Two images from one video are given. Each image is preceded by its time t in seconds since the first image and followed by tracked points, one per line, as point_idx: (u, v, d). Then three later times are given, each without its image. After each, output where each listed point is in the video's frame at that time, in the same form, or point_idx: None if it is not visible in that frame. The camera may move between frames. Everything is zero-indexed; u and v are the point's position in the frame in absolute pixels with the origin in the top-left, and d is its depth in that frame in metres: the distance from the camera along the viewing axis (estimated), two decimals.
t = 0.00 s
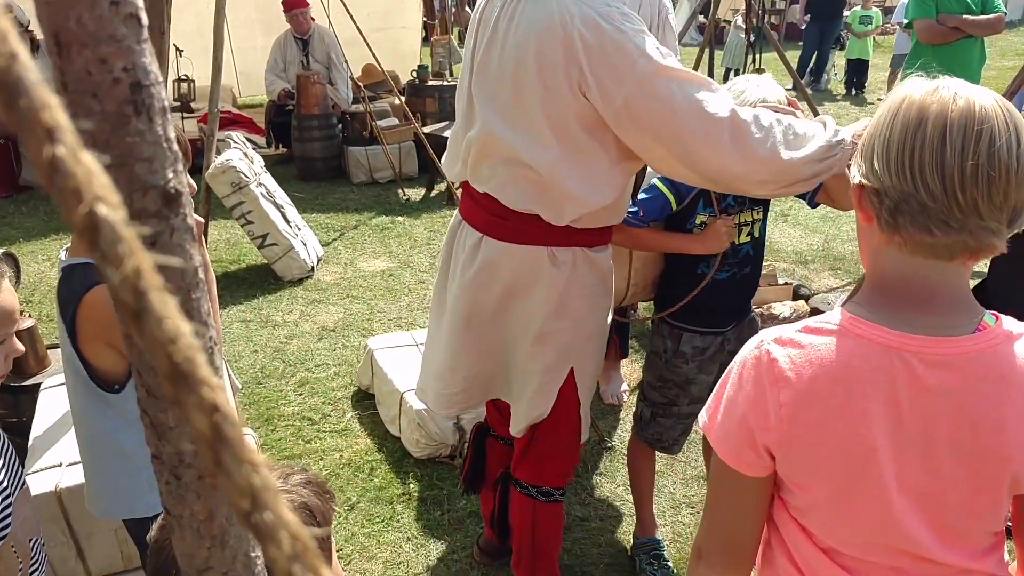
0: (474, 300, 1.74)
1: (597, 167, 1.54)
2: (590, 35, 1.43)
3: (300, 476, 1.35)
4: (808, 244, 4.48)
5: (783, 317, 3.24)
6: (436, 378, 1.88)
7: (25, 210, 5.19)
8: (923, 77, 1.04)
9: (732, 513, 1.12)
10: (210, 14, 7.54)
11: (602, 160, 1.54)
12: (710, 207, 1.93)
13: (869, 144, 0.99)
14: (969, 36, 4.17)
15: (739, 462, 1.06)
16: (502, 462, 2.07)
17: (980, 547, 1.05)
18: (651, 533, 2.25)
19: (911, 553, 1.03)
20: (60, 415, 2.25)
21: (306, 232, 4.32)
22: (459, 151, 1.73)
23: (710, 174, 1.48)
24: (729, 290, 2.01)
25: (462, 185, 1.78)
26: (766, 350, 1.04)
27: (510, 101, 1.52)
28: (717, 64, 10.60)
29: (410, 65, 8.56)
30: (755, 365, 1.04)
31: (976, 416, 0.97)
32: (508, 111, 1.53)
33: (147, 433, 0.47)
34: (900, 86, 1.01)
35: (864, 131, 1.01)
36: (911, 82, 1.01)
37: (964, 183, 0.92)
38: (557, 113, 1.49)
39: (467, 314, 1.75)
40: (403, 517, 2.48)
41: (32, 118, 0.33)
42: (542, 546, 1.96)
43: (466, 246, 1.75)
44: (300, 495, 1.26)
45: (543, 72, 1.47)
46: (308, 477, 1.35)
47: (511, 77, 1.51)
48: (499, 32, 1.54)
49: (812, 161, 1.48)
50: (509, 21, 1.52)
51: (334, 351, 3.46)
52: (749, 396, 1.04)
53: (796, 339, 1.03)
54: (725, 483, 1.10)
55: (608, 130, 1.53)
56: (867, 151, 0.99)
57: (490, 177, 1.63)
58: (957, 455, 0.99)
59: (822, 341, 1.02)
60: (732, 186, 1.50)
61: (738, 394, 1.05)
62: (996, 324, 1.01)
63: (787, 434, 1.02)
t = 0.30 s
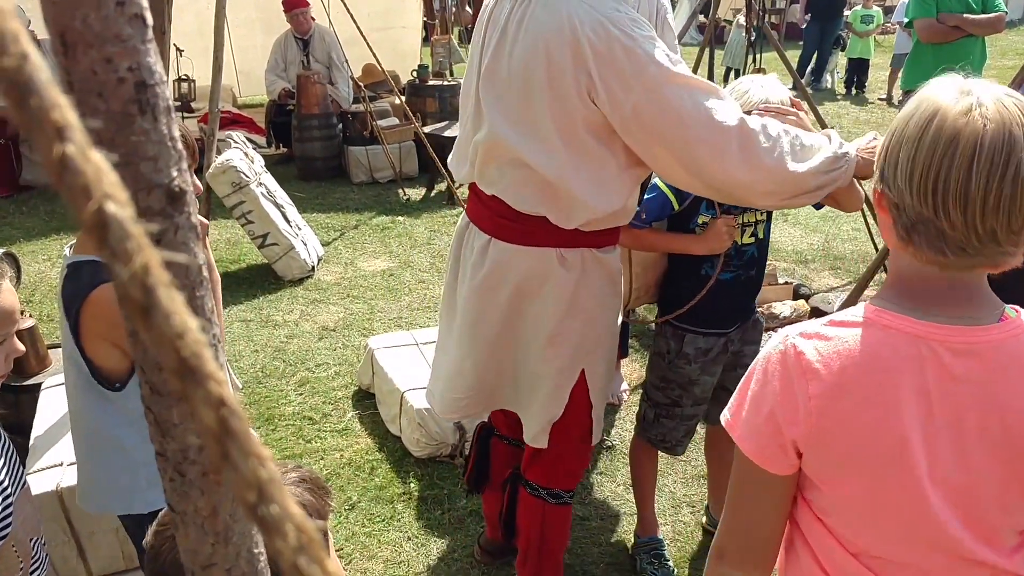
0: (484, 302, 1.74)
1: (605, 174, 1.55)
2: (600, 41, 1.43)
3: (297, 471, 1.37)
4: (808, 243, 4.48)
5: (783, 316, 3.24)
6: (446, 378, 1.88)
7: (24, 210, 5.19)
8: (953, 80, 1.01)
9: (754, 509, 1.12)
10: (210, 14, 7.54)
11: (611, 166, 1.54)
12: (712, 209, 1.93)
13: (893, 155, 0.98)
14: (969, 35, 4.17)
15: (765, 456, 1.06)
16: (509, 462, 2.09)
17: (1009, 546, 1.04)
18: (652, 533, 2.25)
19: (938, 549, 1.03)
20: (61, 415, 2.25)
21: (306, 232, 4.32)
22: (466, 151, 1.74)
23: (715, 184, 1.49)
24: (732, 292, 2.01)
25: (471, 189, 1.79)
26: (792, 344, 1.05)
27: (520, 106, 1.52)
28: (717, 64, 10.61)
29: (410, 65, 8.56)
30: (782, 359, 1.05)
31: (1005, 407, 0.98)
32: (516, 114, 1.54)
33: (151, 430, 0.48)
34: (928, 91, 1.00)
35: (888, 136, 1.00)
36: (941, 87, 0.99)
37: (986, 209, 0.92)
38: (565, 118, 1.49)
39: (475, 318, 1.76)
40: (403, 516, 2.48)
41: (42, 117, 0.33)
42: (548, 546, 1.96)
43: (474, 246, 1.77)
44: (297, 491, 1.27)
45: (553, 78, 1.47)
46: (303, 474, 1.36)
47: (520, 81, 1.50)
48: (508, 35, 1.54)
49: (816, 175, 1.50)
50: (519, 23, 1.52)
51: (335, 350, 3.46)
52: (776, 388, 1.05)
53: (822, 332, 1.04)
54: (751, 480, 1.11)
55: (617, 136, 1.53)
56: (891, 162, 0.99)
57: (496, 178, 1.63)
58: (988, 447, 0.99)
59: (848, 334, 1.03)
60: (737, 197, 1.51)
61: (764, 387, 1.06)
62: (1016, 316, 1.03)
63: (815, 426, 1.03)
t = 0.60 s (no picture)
0: (480, 299, 1.76)
1: (597, 176, 1.55)
2: (595, 44, 1.42)
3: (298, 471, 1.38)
4: (809, 242, 4.48)
5: (784, 315, 3.24)
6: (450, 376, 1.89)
7: (26, 210, 5.20)
8: (975, 105, 1.00)
9: (766, 503, 1.13)
10: (211, 14, 7.54)
11: (602, 169, 1.54)
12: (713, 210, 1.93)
13: (909, 194, 0.99)
14: (970, 34, 4.17)
15: (776, 446, 1.07)
16: (509, 461, 2.09)
17: None
18: (653, 532, 2.25)
19: (951, 540, 1.03)
20: (62, 415, 2.25)
21: (307, 232, 4.32)
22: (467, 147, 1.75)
23: (706, 192, 1.48)
24: (735, 292, 2.02)
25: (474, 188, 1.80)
26: (805, 334, 1.07)
27: (515, 106, 1.53)
28: (718, 63, 10.61)
29: (410, 64, 8.56)
30: (793, 349, 1.06)
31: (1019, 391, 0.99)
32: (511, 114, 1.54)
33: (153, 427, 0.47)
34: (951, 121, 0.98)
35: (906, 164, 1.00)
36: (964, 118, 0.98)
37: (993, 265, 0.96)
38: (558, 119, 1.49)
39: (474, 314, 1.77)
40: (404, 516, 2.49)
41: (47, 113, 0.33)
42: (548, 543, 1.96)
43: (472, 243, 1.79)
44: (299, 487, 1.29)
45: (548, 80, 1.47)
46: (302, 472, 1.37)
47: (515, 79, 1.51)
48: (507, 34, 1.54)
49: (811, 185, 1.48)
50: (518, 23, 1.52)
51: (336, 350, 3.47)
52: (787, 378, 1.06)
53: (834, 322, 1.07)
54: (763, 473, 1.11)
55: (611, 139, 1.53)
56: (905, 199, 1.00)
57: (494, 173, 1.65)
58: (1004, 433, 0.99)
59: (858, 324, 1.05)
60: (727, 206, 1.50)
61: (775, 375, 1.07)
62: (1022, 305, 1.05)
63: (826, 413, 1.03)
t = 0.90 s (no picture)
0: (469, 292, 1.79)
1: (592, 174, 1.55)
2: (591, 41, 1.42)
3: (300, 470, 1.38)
4: (809, 241, 4.48)
5: (785, 314, 3.24)
6: (446, 375, 1.89)
7: (26, 210, 5.20)
8: (973, 111, 1.00)
9: (766, 505, 1.13)
10: (211, 14, 7.53)
11: (597, 166, 1.54)
12: (720, 209, 1.92)
13: (907, 202, 0.99)
14: (970, 34, 4.17)
15: (774, 444, 1.07)
16: (506, 460, 2.09)
17: None
18: (654, 531, 2.24)
19: (956, 535, 1.03)
20: (63, 415, 2.25)
21: (307, 232, 4.32)
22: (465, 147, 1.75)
23: (704, 190, 1.48)
24: (743, 292, 2.01)
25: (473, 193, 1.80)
26: (803, 336, 1.07)
27: (511, 104, 1.53)
28: (717, 62, 10.60)
29: (410, 64, 8.56)
30: (792, 350, 1.07)
31: (1016, 385, 0.99)
32: (507, 111, 1.54)
33: (155, 426, 0.47)
34: (950, 128, 0.98)
35: (904, 169, 1.00)
36: (962, 125, 0.98)
37: (989, 270, 0.97)
38: (553, 117, 1.50)
39: (466, 307, 1.80)
40: (405, 515, 2.49)
41: (45, 111, 0.33)
42: (547, 544, 1.96)
43: (464, 240, 1.82)
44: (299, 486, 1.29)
45: (544, 78, 1.48)
46: (304, 471, 1.37)
47: (511, 76, 1.51)
48: (505, 33, 1.54)
49: (811, 180, 1.45)
50: (515, 22, 1.53)
51: (336, 350, 3.47)
52: (786, 377, 1.06)
53: (830, 322, 1.07)
54: (764, 474, 1.11)
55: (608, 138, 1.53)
56: (903, 207, 1.00)
57: (492, 173, 1.65)
58: (1002, 428, 1.00)
59: (855, 323, 1.05)
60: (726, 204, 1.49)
61: (773, 374, 1.07)
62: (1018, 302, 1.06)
63: (824, 410, 1.03)
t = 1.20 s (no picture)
0: (466, 292, 1.80)
1: (591, 175, 1.55)
2: (593, 43, 1.42)
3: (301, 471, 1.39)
4: (808, 241, 4.49)
5: (784, 314, 3.25)
6: (442, 374, 1.89)
7: (25, 209, 5.20)
8: (963, 109, 1.00)
9: (762, 507, 1.13)
10: (210, 14, 7.53)
11: (596, 167, 1.54)
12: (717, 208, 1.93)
13: (897, 200, 0.99)
14: (968, 33, 4.18)
15: (771, 446, 1.07)
16: (505, 460, 2.09)
17: None
18: (653, 531, 2.25)
19: (953, 536, 1.03)
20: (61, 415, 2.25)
21: (306, 232, 4.32)
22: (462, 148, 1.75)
23: (704, 191, 1.48)
24: (739, 291, 2.02)
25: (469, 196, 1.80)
26: (798, 338, 1.07)
27: (509, 104, 1.53)
28: (717, 62, 10.60)
29: (409, 64, 8.56)
30: (787, 352, 1.07)
31: (1013, 384, 1.00)
32: (505, 111, 1.54)
33: (156, 425, 0.48)
34: (939, 126, 0.98)
35: (894, 168, 1.00)
36: (951, 123, 0.98)
37: (980, 267, 0.97)
38: (553, 117, 1.50)
39: (462, 307, 1.81)
40: (403, 515, 2.49)
41: (48, 110, 0.33)
42: (545, 544, 1.96)
43: (461, 239, 1.82)
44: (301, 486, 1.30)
45: (545, 79, 1.48)
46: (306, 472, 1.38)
47: (512, 76, 1.51)
48: (506, 33, 1.55)
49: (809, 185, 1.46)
50: (515, 23, 1.53)
51: (334, 349, 3.47)
52: (781, 379, 1.06)
53: (825, 323, 1.07)
54: (760, 475, 1.12)
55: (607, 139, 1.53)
56: (894, 205, 1.00)
57: (491, 174, 1.65)
58: (999, 428, 1.00)
59: (851, 324, 1.06)
60: (725, 206, 1.49)
61: (770, 375, 1.07)
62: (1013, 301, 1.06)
63: (820, 411, 1.03)
